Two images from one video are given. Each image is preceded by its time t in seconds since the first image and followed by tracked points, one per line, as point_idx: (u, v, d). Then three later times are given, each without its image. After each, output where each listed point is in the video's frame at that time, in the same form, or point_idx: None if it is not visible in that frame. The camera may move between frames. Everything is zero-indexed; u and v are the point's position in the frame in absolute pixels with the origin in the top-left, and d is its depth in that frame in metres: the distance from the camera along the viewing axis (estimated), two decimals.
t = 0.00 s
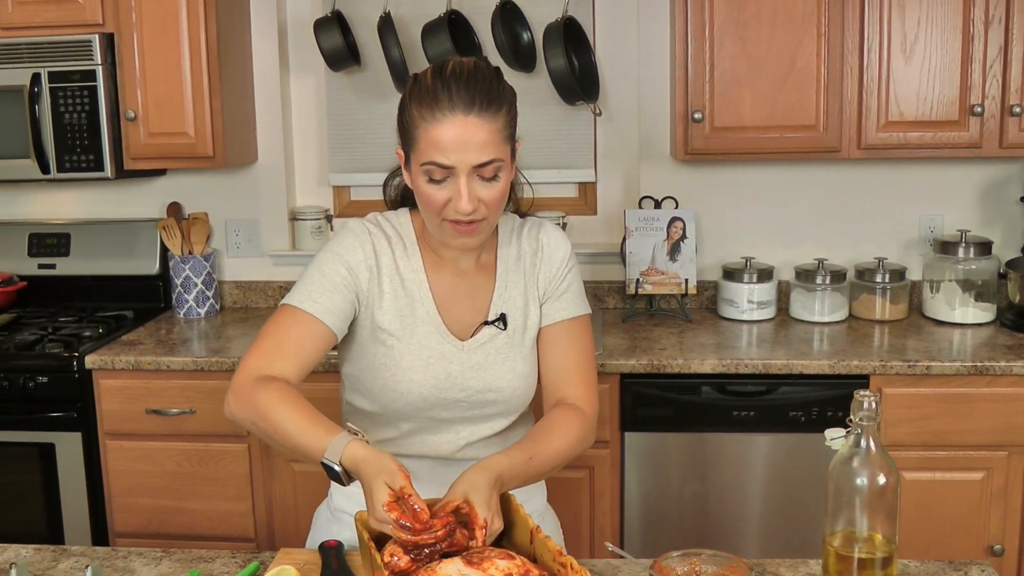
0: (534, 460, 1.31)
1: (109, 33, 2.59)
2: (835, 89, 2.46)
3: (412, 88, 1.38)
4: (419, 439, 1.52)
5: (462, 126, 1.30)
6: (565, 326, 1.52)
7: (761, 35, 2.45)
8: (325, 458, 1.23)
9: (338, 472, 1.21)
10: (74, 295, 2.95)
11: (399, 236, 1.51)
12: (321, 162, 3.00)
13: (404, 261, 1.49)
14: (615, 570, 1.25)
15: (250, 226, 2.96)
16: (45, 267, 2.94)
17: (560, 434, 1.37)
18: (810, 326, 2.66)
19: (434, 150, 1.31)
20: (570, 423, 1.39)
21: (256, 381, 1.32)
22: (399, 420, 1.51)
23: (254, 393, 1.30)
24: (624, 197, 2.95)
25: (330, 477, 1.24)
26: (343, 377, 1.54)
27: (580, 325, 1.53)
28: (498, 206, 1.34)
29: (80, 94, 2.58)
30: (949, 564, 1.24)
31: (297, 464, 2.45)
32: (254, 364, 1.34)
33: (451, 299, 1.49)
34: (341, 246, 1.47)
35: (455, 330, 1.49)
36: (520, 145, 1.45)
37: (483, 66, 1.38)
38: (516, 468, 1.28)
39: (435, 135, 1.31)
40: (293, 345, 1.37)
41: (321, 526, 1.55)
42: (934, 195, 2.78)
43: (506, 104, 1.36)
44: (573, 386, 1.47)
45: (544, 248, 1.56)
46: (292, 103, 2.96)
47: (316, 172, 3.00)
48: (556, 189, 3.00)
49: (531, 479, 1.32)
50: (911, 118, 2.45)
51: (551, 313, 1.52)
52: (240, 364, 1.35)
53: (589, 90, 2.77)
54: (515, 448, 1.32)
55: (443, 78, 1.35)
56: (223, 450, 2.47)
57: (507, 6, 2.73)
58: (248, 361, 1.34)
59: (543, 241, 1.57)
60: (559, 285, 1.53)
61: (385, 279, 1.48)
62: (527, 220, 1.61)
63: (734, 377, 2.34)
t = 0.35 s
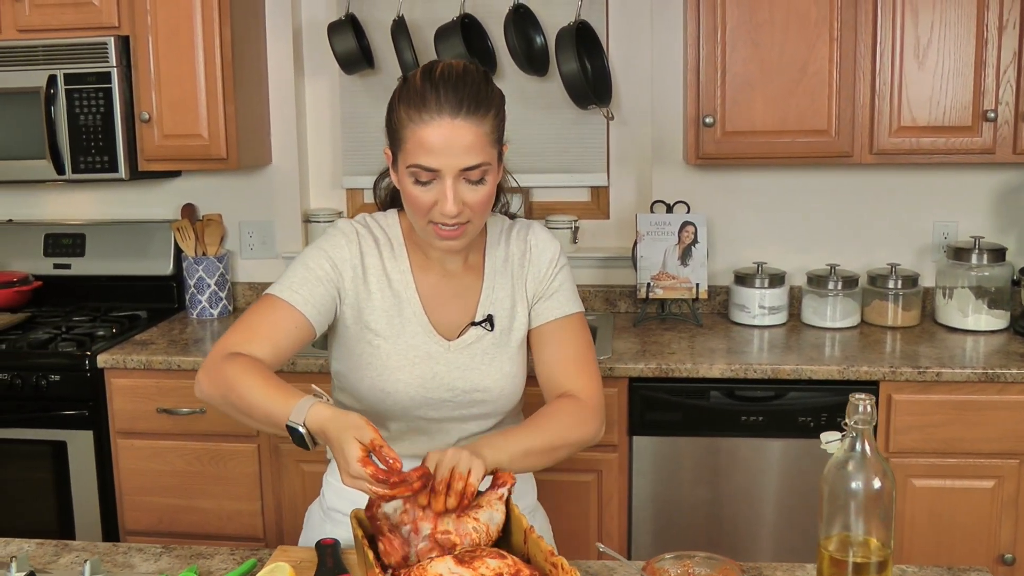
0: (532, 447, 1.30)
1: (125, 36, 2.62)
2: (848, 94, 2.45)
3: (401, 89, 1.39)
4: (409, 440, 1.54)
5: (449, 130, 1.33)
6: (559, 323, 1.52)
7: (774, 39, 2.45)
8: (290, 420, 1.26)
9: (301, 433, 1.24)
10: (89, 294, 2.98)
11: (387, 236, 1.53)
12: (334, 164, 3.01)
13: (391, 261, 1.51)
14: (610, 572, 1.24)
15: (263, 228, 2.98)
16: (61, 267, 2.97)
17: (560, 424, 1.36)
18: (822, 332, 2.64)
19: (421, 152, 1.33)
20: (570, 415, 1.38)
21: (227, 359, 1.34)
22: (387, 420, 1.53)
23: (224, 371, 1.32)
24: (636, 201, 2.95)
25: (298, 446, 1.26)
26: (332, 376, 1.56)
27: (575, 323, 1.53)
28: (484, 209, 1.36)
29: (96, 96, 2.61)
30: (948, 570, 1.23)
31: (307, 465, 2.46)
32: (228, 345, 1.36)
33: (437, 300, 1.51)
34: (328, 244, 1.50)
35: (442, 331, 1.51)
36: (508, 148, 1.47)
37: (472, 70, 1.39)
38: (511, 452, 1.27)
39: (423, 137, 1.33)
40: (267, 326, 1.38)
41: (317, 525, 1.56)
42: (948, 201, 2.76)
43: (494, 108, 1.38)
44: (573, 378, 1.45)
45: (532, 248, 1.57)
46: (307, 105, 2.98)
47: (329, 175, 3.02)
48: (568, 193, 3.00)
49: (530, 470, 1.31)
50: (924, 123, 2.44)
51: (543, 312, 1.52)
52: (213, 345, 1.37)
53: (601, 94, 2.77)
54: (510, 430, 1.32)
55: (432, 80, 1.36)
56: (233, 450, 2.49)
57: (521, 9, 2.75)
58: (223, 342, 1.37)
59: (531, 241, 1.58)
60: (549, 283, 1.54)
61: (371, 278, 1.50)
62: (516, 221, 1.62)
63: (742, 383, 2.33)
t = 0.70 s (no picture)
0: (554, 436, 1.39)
1: (141, 40, 2.65)
2: (860, 94, 2.44)
3: (413, 97, 1.40)
4: (411, 436, 1.56)
5: (460, 143, 1.33)
6: (567, 336, 1.57)
7: (786, 39, 2.44)
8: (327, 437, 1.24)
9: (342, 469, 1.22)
10: (107, 296, 3.02)
11: (395, 238, 1.53)
12: (349, 167, 3.03)
13: (399, 264, 1.51)
14: (612, 569, 1.25)
15: (279, 230, 3.00)
16: (79, 270, 3.01)
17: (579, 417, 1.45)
18: (835, 333, 2.63)
19: (432, 165, 1.34)
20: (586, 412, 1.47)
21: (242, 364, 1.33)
22: (390, 418, 1.54)
23: (239, 379, 1.32)
24: (649, 202, 2.95)
25: (324, 457, 1.23)
26: (336, 372, 1.57)
27: (581, 334, 1.59)
28: (492, 220, 1.38)
29: (112, 100, 2.65)
30: (951, 568, 1.23)
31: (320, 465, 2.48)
32: (239, 349, 1.35)
33: (443, 303, 1.52)
34: (337, 244, 1.49)
35: (448, 332, 1.52)
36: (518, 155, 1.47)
37: (486, 80, 1.40)
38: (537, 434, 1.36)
39: (433, 149, 1.34)
40: (278, 332, 1.39)
41: (318, 520, 1.58)
42: (963, 201, 2.75)
43: (506, 120, 1.38)
44: (581, 384, 1.53)
45: (544, 258, 1.59)
46: (322, 108, 3.00)
47: (344, 177, 3.04)
48: (581, 195, 3.00)
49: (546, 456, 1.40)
50: (937, 122, 2.43)
51: (553, 325, 1.57)
52: (224, 347, 1.35)
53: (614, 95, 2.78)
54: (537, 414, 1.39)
55: (445, 91, 1.37)
56: (248, 450, 2.51)
57: (533, 11, 2.77)
58: (234, 346, 1.35)
59: (542, 250, 1.60)
60: (558, 299, 1.57)
61: (379, 280, 1.50)
62: (525, 226, 1.63)
63: (754, 383, 2.33)
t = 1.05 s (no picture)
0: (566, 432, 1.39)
1: (153, 43, 2.69)
2: (868, 95, 2.45)
3: (428, 97, 1.42)
4: (422, 430, 1.57)
5: (474, 141, 1.35)
6: (582, 334, 1.59)
7: (793, 40, 2.45)
8: (331, 428, 1.25)
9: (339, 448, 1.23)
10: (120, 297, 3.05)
11: (414, 235, 1.55)
12: (360, 168, 3.06)
13: (418, 260, 1.53)
14: (612, 565, 1.26)
15: (290, 231, 3.02)
16: (91, 270, 3.04)
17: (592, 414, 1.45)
18: (843, 334, 2.63)
19: (445, 163, 1.36)
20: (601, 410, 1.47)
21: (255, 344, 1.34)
22: (403, 410, 1.56)
23: (249, 359, 1.32)
24: (658, 204, 2.96)
25: (327, 439, 1.24)
26: (350, 364, 1.58)
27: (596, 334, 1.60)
28: (505, 218, 1.39)
29: (125, 102, 2.69)
30: (949, 567, 1.23)
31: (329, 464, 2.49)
32: (254, 327, 1.36)
33: (460, 299, 1.54)
34: (359, 236, 1.50)
35: (465, 328, 1.53)
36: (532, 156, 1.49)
37: (500, 82, 1.42)
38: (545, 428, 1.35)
39: (447, 147, 1.36)
40: (294, 317, 1.39)
41: (327, 514, 1.60)
42: (972, 202, 2.74)
43: (520, 120, 1.40)
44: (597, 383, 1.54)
45: (558, 257, 1.61)
46: (333, 110, 3.02)
47: (355, 178, 3.07)
48: (591, 196, 3.01)
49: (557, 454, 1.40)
50: (944, 124, 2.43)
51: (567, 324, 1.59)
52: (241, 322, 1.36)
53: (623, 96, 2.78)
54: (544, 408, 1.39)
55: (460, 91, 1.39)
56: (257, 448, 2.53)
57: (543, 13, 2.79)
58: (247, 324, 1.36)
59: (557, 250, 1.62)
60: (573, 297, 1.60)
61: (399, 274, 1.51)
62: (541, 227, 1.65)
63: (761, 384, 2.33)
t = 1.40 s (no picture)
0: (553, 442, 1.34)
1: (163, 47, 2.71)
2: (873, 97, 2.45)
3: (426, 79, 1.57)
4: (430, 433, 1.59)
5: (467, 87, 1.47)
6: (590, 317, 1.55)
7: (798, 42, 2.45)
8: (320, 415, 1.28)
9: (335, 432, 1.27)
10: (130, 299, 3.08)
11: (418, 239, 1.57)
12: (368, 171, 3.07)
13: (421, 263, 1.55)
14: (615, 564, 1.27)
15: (299, 234, 3.04)
16: (102, 272, 3.07)
17: (590, 411, 1.40)
18: (849, 335, 2.63)
19: (444, 111, 1.47)
20: (602, 405, 1.41)
21: (250, 321, 1.36)
22: (410, 413, 1.58)
23: (243, 334, 1.34)
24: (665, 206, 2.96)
25: (320, 422, 1.27)
26: (360, 368, 1.61)
27: (608, 315, 1.55)
28: (511, 161, 1.47)
29: (135, 106, 2.71)
30: (949, 565, 1.24)
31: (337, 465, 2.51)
32: (251, 303, 1.38)
33: (462, 300, 1.56)
34: (362, 237, 1.52)
35: (467, 330, 1.55)
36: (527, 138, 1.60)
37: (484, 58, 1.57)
38: (524, 447, 1.32)
39: (443, 99, 1.48)
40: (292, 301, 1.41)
41: (337, 514, 1.62)
42: (979, 203, 2.75)
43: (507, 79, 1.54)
44: (612, 370, 1.47)
45: (556, 248, 1.62)
46: (341, 113, 3.04)
47: (363, 182, 3.08)
48: (598, 198, 3.02)
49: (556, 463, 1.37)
50: (949, 125, 2.43)
51: (571, 311, 1.56)
52: (240, 296, 1.38)
53: (629, 98, 2.79)
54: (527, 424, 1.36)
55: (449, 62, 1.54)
56: (266, 449, 2.55)
57: (549, 17, 2.78)
58: (244, 298, 1.38)
59: (557, 242, 1.63)
60: (575, 283, 1.58)
61: (403, 276, 1.53)
62: (542, 223, 1.67)
63: (767, 385, 2.34)
